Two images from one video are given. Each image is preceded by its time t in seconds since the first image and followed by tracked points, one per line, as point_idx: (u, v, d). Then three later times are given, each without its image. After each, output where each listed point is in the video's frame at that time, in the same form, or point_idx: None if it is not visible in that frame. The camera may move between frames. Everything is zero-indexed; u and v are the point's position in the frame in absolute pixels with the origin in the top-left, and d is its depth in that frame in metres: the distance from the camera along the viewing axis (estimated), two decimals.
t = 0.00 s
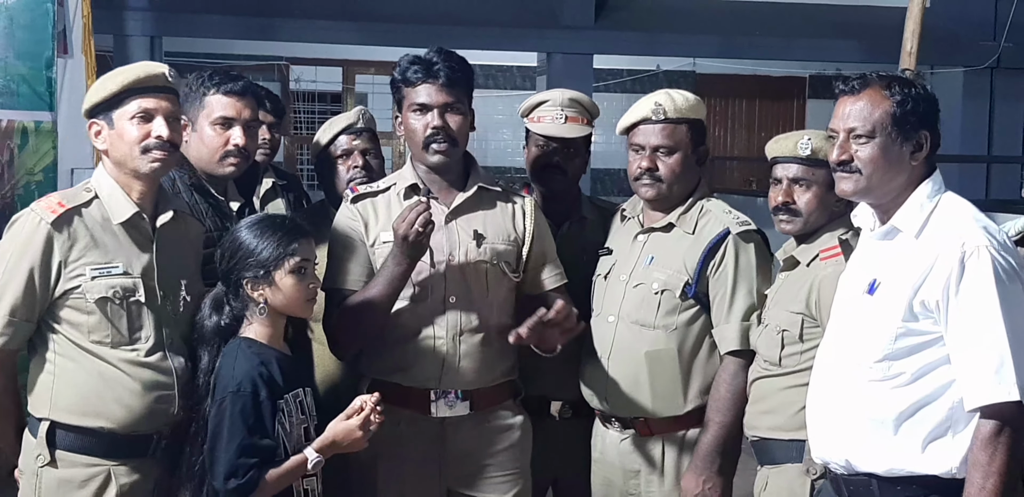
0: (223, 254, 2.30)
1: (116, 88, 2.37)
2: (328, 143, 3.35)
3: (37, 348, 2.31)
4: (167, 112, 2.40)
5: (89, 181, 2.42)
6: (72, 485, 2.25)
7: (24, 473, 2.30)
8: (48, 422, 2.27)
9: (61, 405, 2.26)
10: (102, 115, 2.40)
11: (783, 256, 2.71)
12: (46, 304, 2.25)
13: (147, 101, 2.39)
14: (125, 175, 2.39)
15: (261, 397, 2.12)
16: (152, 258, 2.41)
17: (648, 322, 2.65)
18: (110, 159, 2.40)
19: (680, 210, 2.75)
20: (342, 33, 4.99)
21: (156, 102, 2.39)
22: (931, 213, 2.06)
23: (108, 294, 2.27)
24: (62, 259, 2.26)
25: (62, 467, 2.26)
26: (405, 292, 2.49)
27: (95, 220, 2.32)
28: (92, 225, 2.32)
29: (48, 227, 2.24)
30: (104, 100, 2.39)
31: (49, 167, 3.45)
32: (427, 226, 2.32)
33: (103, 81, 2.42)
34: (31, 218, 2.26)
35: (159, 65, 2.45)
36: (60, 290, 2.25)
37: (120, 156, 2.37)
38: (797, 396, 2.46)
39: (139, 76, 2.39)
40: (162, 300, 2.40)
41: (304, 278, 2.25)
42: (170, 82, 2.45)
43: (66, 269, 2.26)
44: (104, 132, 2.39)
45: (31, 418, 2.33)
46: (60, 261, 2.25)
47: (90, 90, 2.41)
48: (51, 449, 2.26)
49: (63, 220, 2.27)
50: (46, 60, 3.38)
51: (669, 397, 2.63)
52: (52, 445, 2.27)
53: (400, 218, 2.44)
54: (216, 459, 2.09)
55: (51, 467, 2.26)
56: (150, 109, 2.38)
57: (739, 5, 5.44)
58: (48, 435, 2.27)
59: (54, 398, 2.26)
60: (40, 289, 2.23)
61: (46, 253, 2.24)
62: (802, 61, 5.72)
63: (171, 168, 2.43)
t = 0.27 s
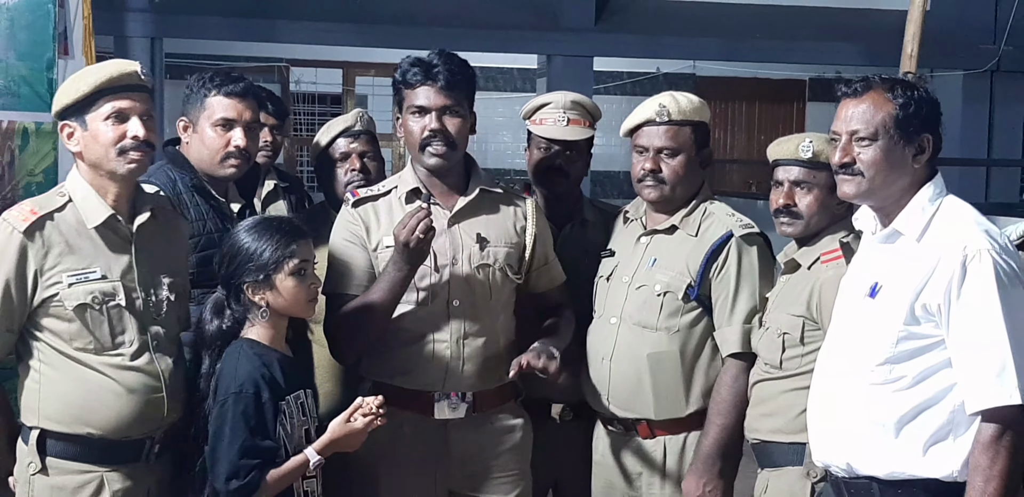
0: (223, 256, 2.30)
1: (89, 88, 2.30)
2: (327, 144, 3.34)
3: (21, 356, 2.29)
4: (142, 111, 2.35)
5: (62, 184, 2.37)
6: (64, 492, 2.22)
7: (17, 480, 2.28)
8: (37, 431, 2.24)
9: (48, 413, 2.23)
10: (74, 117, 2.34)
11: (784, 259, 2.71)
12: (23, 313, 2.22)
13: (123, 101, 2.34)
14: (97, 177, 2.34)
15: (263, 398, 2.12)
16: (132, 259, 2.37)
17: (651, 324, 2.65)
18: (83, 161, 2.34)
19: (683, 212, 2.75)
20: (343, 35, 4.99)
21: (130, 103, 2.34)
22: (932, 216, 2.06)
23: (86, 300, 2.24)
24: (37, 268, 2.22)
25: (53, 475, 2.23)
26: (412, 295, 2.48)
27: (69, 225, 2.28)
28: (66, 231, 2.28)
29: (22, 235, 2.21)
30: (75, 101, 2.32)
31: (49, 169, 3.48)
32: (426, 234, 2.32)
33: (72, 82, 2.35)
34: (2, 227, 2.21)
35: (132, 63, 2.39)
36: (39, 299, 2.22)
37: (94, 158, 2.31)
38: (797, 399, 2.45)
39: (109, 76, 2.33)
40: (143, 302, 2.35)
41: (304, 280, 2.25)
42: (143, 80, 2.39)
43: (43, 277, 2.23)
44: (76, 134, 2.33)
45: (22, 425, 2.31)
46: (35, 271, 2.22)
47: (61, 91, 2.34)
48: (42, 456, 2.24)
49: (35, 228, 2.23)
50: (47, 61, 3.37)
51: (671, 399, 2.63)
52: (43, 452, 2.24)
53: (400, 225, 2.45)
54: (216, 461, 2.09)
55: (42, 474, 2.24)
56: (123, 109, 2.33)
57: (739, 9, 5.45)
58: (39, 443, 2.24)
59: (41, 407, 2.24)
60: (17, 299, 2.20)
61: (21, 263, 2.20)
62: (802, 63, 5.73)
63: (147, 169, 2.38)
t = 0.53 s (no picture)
0: (229, 260, 2.30)
1: (67, 95, 2.25)
2: (330, 148, 3.34)
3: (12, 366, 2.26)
4: (121, 115, 2.32)
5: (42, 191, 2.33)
6: None
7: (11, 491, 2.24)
8: (33, 440, 2.22)
9: (43, 423, 2.20)
10: (51, 124, 2.29)
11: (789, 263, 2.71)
12: (11, 327, 2.18)
13: (99, 106, 2.29)
14: (79, 184, 2.30)
15: (270, 401, 2.12)
16: (119, 267, 2.34)
17: (656, 327, 2.65)
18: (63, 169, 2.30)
19: (690, 215, 2.76)
20: (346, 38, 4.99)
21: (108, 108, 2.30)
22: (937, 220, 2.06)
23: (76, 311, 2.21)
24: (25, 280, 2.19)
25: (50, 483, 2.21)
26: (421, 301, 2.49)
27: (53, 234, 2.25)
28: (50, 240, 2.24)
29: (5, 249, 2.16)
30: (51, 109, 2.27)
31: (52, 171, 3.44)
32: (436, 235, 2.33)
33: (44, 89, 2.29)
34: None
35: (108, 65, 2.34)
36: (28, 312, 2.19)
37: (75, 166, 2.27)
38: (801, 402, 2.45)
39: (87, 81, 2.28)
40: (133, 308, 2.33)
41: (309, 282, 2.26)
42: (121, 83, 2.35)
43: (31, 289, 2.19)
44: (55, 141, 2.28)
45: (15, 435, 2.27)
46: (23, 283, 2.18)
47: (35, 98, 2.28)
48: (38, 465, 2.21)
49: (19, 240, 2.19)
50: (52, 63, 3.37)
51: (676, 403, 2.62)
52: (39, 461, 2.22)
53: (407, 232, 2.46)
54: (224, 464, 2.10)
55: (39, 483, 2.21)
56: (103, 115, 2.29)
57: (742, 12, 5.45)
58: (35, 452, 2.22)
59: (34, 417, 2.21)
60: (5, 313, 2.15)
61: (8, 276, 2.16)
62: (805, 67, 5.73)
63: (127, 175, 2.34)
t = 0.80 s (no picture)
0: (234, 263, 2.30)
1: (65, 98, 2.22)
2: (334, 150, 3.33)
3: (14, 369, 2.26)
4: (119, 119, 2.30)
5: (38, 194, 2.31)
6: None
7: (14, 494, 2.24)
8: (36, 445, 2.21)
9: (45, 427, 2.21)
10: (47, 128, 2.26)
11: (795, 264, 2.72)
12: (12, 332, 2.17)
13: (96, 110, 2.27)
14: (77, 187, 2.29)
15: (276, 402, 2.12)
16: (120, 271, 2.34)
17: (662, 328, 2.66)
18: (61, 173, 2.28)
19: (696, 216, 2.76)
20: (348, 38, 4.99)
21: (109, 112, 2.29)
22: (942, 221, 2.06)
23: (80, 315, 2.21)
24: (26, 285, 2.18)
25: (54, 488, 2.21)
26: (418, 307, 2.49)
27: (53, 238, 2.23)
28: (51, 244, 2.23)
29: (7, 254, 2.14)
30: (48, 114, 2.24)
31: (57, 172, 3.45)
32: (443, 238, 2.34)
33: (39, 94, 2.25)
34: None
35: (105, 68, 2.32)
36: (30, 317, 2.19)
37: (72, 170, 2.26)
38: (806, 403, 2.46)
39: (82, 85, 2.25)
40: (134, 311, 2.33)
41: (315, 286, 2.26)
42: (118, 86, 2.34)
43: (33, 294, 2.19)
44: (52, 146, 2.26)
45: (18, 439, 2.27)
46: (25, 287, 2.18)
47: (31, 101, 2.24)
48: (41, 469, 2.22)
49: (20, 245, 2.17)
50: (57, 63, 3.38)
51: (682, 404, 2.63)
52: (43, 465, 2.22)
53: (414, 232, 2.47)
54: (228, 465, 2.10)
55: (42, 488, 2.21)
56: (101, 118, 2.27)
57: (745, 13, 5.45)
58: (39, 456, 2.22)
59: (37, 422, 2.21)
60: (7, 320, 2.15)
61: (10, 281, 2.15)
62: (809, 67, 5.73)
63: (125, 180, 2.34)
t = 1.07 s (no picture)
0: (239, 270, 2.28)
1: (86, 98, 2.25)
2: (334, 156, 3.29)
3: (32, 365, 2.28)
4: (138, 121, 2.32)
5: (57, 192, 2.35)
6: None
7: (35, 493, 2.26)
8: (55, 442, 2.23)
9: (62, 422, 2.23)
10: (68, 127, 2.28)
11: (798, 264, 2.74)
12: (28, 324, 2.19)
13: (117, 111, 2.29)
14: (94, 186, 2.31)
15: (282, 402, 2.14)
16: (135, 265, 2.36)
17: (666, 327, 2.67)
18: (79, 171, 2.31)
19: (700, 217, 2.78)
20: (351, 40, 5.01)
21: (129, 113, 2.31)
22: (944, 222, 2.08)
23: (95, 307, 2.23)
24: (42, 278, 2.20)
25: (73, 485, 2.23)
26: (421, 305, 2.51)
27: (70, 232, 2.26)
28: (68, 238, 2.25)
29: (23, 247, 2.17)
30: (69, 113, 2.26)
31: (63, 174, 3.45)
32: (448, 240, 2.36)
33: (59, 94, 2.28)
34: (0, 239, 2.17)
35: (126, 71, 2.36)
36: (46, 309, 2.20)
37: (91, 170, 2.28)
38: (809, 403, 2.48)
39: (100, 88, 2.27)
40: (149, 305, 2.34)
41: (327, 291, 2.28)
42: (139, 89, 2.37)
43: (49, 287, 2.21)
44: (71, 145, 2.28)
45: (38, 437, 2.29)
46: (41, 280, 2.20)
47: (52, 101, 2.27)
48: (59, 466, 2.23)
49: (35, 240, 2.20)
50: (62, 66, 3.39)
51: (686, 404, 2.64)
52: (61, 462, 2.24)
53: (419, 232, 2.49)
54: (235, 464, 2.12)
55: (62, 485, 2.23)
56: (121, 120, 2.29)
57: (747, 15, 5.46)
58: (57, 453, 2.24)
59: (54, 418, 2.23)
60: (21, 312, 2.17)
61: (25, 275, 2.18)
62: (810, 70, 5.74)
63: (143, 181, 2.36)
